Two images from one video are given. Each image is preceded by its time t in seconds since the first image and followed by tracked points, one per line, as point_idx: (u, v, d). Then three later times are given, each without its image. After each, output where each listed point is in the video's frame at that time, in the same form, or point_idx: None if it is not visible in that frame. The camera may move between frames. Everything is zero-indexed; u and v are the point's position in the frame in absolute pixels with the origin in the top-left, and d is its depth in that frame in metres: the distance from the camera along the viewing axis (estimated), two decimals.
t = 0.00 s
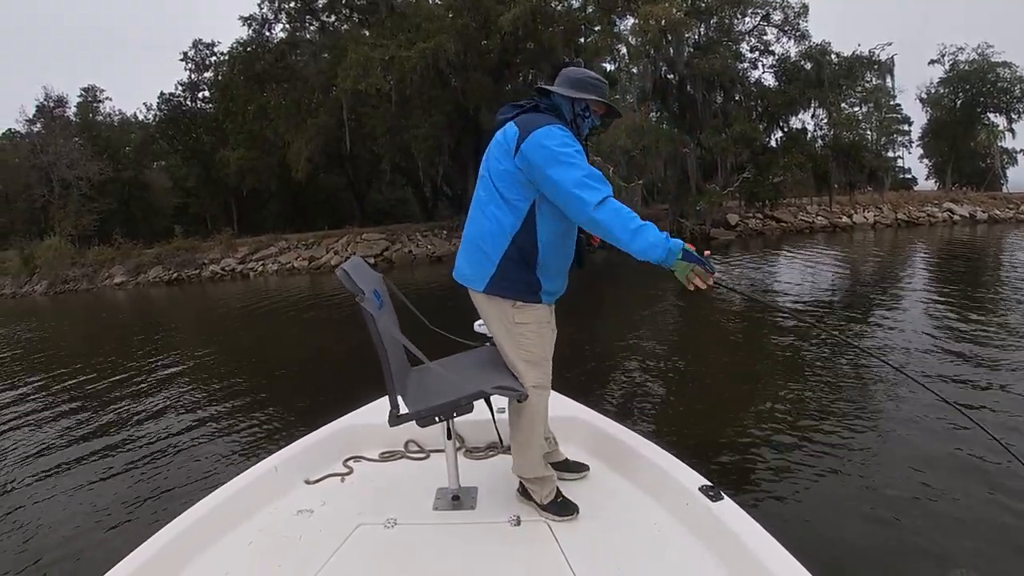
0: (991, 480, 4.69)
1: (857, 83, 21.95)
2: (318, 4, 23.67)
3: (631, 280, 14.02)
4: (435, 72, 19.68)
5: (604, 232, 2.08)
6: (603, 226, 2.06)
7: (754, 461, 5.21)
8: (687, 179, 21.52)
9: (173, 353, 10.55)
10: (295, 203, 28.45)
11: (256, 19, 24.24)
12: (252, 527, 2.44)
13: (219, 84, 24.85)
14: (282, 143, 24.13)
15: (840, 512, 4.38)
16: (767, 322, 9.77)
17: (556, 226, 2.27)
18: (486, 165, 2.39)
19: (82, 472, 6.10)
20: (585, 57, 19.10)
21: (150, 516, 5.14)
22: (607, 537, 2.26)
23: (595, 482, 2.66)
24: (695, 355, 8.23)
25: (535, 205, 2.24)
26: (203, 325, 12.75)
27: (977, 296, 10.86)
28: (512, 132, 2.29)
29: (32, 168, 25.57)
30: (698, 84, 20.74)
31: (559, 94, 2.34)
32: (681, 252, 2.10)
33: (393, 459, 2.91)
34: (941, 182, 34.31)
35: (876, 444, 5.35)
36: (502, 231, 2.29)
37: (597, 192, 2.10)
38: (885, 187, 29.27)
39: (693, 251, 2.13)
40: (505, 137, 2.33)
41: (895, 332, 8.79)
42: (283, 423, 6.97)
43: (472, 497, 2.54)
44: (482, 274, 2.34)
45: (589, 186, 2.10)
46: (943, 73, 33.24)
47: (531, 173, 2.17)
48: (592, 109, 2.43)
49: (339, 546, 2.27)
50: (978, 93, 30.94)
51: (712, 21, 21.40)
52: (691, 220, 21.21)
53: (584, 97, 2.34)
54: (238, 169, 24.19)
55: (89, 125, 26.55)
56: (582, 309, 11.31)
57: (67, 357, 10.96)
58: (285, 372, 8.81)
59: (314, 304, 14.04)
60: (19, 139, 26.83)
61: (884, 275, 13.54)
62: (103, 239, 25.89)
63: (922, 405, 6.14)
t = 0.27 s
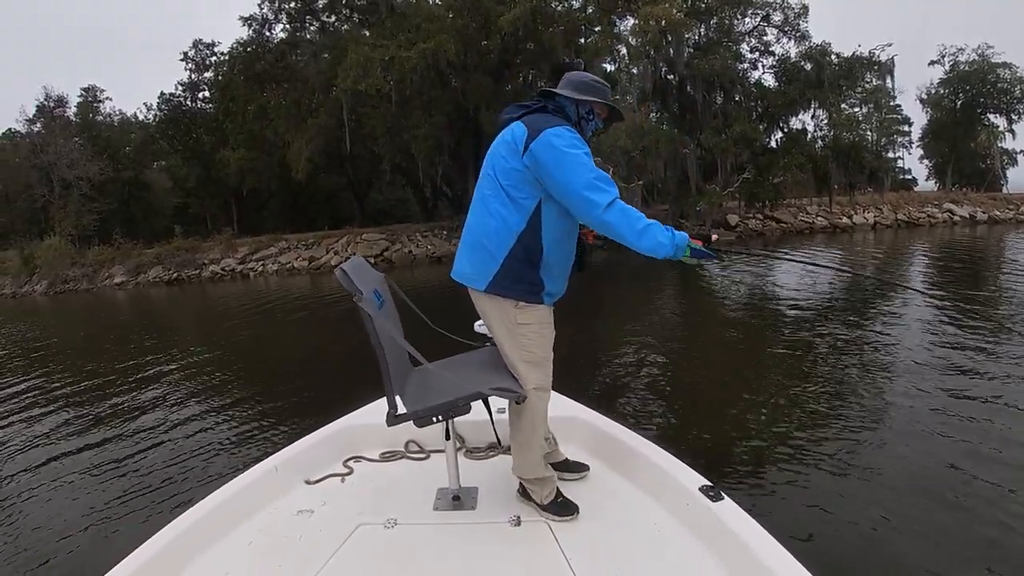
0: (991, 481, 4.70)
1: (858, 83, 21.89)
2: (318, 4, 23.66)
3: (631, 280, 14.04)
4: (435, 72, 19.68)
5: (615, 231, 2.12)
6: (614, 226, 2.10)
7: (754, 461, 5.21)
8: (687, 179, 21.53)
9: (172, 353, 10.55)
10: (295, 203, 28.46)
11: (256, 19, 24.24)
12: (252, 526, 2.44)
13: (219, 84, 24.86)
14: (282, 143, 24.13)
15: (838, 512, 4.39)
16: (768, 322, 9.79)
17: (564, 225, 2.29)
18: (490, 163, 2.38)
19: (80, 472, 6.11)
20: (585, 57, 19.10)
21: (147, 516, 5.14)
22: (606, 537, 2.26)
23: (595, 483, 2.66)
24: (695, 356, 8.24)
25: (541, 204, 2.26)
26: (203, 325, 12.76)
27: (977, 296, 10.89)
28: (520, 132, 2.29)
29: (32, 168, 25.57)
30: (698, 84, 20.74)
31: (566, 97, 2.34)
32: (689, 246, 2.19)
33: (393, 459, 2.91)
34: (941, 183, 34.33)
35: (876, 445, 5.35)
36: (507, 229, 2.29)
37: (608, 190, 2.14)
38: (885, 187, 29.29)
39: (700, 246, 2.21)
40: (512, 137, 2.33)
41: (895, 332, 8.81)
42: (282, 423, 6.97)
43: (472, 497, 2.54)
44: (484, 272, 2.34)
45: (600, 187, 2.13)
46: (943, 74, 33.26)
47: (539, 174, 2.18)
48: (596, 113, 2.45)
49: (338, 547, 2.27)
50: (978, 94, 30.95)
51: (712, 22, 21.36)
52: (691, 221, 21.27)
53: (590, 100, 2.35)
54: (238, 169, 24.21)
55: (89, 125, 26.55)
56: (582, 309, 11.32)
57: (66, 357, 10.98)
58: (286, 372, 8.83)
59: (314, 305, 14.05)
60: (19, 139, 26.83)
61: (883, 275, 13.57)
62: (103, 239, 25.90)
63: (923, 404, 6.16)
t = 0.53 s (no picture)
0: (990, 481, 4.70)
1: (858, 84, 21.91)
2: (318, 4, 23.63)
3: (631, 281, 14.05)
4: (435, 72, 19.69)
5: (627, 215, 2.15)
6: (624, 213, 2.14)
7: (753, 461, 5.21)
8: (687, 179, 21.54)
9: (171, 353, 10.56)
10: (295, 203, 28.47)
11: (256, 19, 24.25)
12: (252, 526, 2.44)
13: (219, 84, 24.87)
14: (282, 143, 24.13)
15: (838, 513, 4.39)
16: (767, 322, 9.82)
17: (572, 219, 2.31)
18: (495, 162, 2.38)
19: (77, 472, 6.12)
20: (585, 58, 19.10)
21: (144, 516, 5.14)
22: (607, 537, 2.26)
23: (595, 483, 2.66)
24: (694, 356, 8.24)
25: (547, 199, 2.26)
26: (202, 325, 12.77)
27: (976, 296, 10.91)
28: (524, 129, 2.30)
29: (32, 167, 25.57)
30: (698, 85, 20.74)
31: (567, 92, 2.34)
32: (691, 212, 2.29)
33: (393, 459, 2.90)
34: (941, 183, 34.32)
35: (875, 445, 5.35)
36: (512, 225, 2.29)
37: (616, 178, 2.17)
38: (885, 187, 29.30)
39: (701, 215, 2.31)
40: (516, 134, 2.33)
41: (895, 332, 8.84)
42: (280, 423, 6.96)
43: (472, 497, 2.53)
44: (489, 269, 2.33)
45: (607, 175, 2.15)
46: (943, 74, 33.28)
47: (546, 166, 2.19)
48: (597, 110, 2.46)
49: (338, 546, 2.27)
50: (978, 94, 30.94)
51: (711, 23, 21.24)
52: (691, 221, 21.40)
53: (591, 96, 2.35)
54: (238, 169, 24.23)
55: (89, 125, 26.55)
56: (583, 309, 11.34)
57: (64, 357, 11.00)
58: (285, 372, 8.83)
59: (314, 304, 14.05)
60: (18, 139, 26.83)
61: (883, 275, 13.59)
62: (103, 239, 25.91)
63: (923, 405, 6.16)
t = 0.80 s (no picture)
0: (989, 481, 4.70)
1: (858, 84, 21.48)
2: (317, 4, 23.62)
3: (632, 281, 14.09)
4: (435, 72, 19.68)
5: (626, 205, 2.16)
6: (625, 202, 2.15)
7: (752, 461, 5.21)
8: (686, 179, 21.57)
9: (171, 352, 10.56)
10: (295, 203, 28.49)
11: (255, 19, 24.25)
12: (253, 526, 2.45)
13: (218, 84, 24.89)
14: (282, 143, 24.15)
15: (836, 513, 4.38)
16: (768, 322, 9.80)
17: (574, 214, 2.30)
18: (496, 161, 2.40)
19: (75, 471, 6.13)
20: (585, 57, 19.08)
21: (143, 516, 5.13)
22: (606, 537, 2.26)
23: (595, 483, 2.66)
24: (694, 356, 8.25)
25: (547, 194, 2.27)
26: (202, 325, 12.82)
27: (977, 296, 10.89)
28: (523, 127, 2.31)
29: (31, 168, 25.58)
30: (698, 84, 20.75)
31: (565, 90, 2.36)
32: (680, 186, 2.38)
33: (393, 459, 2.90)
34: (941, 183, 34.37)
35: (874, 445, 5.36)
36: (513, 221, 2.30)
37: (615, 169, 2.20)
38: (885, 187, 29.32)
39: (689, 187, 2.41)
40: (516, 132, 2.35)
41: (895, 332, 8.82)
42: (278, 423, 6.96)
43: (472, 497, 2.53)
44: (488, 265, 2.33)
45: (604, 167, 2.17)
46: (943, 74, 33.31)
47: (544, 161, 2.21)
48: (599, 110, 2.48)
49: (338, 546, 2.27)
50: (978, 94, 30.94)
51: (712, 21, 21.44)
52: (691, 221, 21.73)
53: (591, 94, 2.35)
54: (237, 169, 24.28)
55: (88, 125, 26.54)
56: (583, 309, 11.36)
57: (63, 357, 11.03)
58: (285, 372, 8.84)
59: (313, 304, 14.06)
60: (18, 139, 26.86)
61: (882, 275, 13.58)
62: (102, 239, 25.91)
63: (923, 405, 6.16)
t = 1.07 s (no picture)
0: (987, 480, 4.70)
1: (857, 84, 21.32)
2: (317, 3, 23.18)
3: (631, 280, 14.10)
4: (433, 72, 19.67)
5: (603, 199, 2.13)
6: (607, 190, 2.13)
7: (752, 461, 5.21)
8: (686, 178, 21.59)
9: (170, 353, 10.56)
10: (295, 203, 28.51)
11: (255, 19, 24.24)
12: (253, 525, 2.45)
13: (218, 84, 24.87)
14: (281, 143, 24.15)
15: (833, 513, 4.38)
16: (767, 322, 9.79)
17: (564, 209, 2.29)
18: (495, 160, 2.42)
19: (72, 472, 6.13)
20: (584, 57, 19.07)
21: (141, 517, 5.13)
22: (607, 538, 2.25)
23: (595, 484, 2.65)
24: (693, 356, 8.25)
25: (538, 188, 2.27)
26: (203, 324, 12.85)
27: (977, 296, 10.87)
28: (515, 125, 2.34)
29: (31, 168, 25.60)
30: (697, 84, 20.75)
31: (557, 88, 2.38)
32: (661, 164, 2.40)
33: (393, 459, 2.90)
34: (941, 182, 34.37)
35: (874, 445, 5.36)
36: (506, 218, 2.31)
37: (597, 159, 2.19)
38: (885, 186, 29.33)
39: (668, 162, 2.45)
40: (510, 131, 2.38)
41: (895, 332, 8.80)
42: (275, 424, 6.94)
43: (473, 497, 2.53)
44: (484, 264, 2.34)
45: (584, 161, 2.15)
46: (942, 73, 33.30)
47: (532, 156, 2.22)
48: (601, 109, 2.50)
49: (339, 545, 2.27)
50: (978, 94, 30.93)
51: (711, 21, 21.38)
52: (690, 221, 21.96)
53: (584, 87, 2.35)
54: (237, 169, 24.30)
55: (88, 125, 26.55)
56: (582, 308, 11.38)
57: (64, 356, 11.08)
58: (284, 372, 8.84)
59: (313, 304, 14.06)
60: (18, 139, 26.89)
61: (883, 275, 13.56)
62: (102, 239, 25.90)
63: (923, 404, 6.14)
